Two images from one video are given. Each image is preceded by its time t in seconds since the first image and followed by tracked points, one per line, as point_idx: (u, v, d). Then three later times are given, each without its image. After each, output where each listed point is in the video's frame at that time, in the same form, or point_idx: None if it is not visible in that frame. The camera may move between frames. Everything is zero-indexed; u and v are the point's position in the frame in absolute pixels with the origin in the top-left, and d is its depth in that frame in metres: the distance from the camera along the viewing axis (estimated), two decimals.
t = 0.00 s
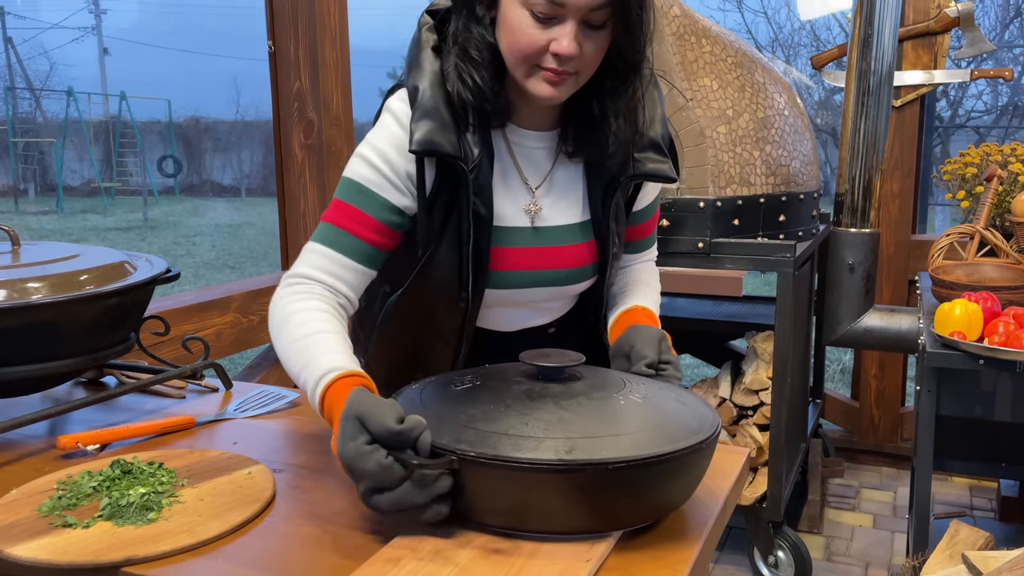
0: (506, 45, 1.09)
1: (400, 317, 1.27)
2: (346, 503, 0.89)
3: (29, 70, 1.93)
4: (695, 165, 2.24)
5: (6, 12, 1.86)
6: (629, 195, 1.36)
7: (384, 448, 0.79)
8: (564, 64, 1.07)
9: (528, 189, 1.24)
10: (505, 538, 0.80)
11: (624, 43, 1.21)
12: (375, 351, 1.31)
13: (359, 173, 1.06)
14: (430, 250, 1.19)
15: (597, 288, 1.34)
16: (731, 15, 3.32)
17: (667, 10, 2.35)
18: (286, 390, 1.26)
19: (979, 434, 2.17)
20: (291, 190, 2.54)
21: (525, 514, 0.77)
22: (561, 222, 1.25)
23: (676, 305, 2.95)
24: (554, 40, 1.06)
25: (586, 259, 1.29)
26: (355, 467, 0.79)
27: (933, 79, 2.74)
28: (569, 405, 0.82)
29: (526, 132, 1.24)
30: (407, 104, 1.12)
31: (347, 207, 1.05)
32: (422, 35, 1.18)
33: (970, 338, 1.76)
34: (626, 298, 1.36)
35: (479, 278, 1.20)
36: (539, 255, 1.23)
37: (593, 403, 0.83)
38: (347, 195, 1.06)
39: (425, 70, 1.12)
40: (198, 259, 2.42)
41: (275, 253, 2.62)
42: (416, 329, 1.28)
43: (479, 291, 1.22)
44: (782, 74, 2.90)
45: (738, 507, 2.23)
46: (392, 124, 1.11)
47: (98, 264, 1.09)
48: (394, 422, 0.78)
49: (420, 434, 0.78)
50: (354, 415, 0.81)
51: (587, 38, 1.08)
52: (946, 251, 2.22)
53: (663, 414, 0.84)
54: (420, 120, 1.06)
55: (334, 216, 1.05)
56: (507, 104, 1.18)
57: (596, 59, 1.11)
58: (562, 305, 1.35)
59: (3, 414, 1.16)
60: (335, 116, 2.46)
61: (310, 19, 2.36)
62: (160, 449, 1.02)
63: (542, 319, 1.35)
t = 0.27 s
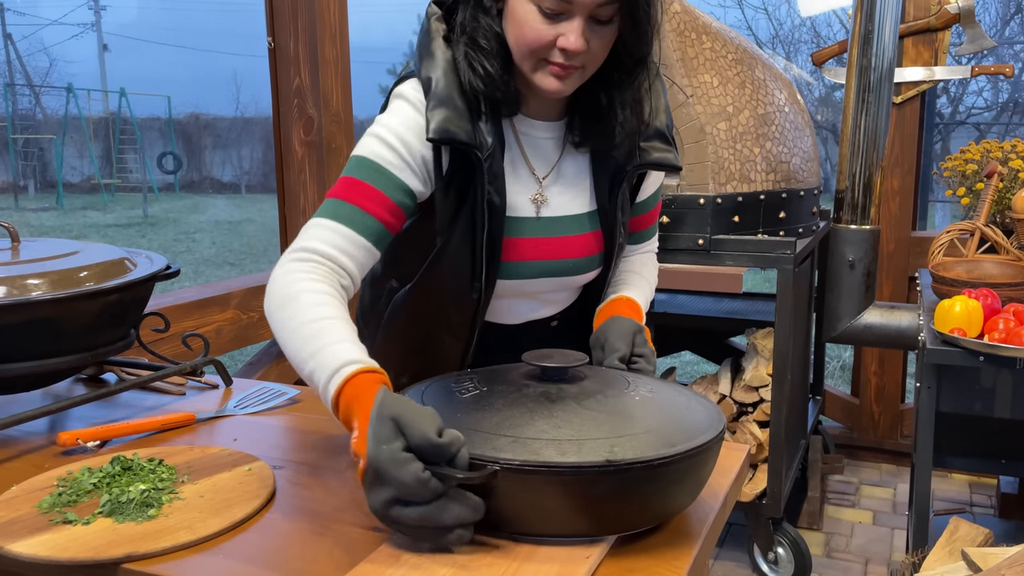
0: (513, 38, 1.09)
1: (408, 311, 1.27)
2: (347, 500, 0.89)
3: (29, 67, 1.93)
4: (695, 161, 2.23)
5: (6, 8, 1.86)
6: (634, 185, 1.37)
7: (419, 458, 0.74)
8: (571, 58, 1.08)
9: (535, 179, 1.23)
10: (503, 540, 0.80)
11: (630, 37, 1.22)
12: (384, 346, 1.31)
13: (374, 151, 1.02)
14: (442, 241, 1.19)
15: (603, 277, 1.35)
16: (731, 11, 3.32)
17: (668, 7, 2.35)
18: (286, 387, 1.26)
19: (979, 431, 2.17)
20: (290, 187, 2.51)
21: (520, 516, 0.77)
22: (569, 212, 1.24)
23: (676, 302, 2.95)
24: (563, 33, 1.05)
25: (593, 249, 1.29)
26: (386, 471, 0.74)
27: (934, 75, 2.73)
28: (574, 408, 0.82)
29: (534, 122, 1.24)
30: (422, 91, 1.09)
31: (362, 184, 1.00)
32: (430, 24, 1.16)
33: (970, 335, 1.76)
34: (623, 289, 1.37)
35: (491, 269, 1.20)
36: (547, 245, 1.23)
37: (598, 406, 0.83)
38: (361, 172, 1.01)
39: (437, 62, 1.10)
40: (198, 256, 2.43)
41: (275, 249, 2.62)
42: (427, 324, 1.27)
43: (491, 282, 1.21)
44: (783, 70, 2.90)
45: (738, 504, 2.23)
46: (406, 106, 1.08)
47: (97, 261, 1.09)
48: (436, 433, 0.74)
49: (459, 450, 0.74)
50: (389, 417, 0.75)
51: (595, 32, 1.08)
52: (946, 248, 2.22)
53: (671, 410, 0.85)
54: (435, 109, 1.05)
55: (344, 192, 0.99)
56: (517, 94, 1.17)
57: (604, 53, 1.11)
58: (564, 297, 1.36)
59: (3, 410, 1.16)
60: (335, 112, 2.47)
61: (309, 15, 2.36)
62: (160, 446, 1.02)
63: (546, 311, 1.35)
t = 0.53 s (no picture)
0: (529, 30, 1.09)
1: (414, 303, 1.28)
2: (347, 497, 0.89)
3: (28, 64, 1.93)
4: (696, 158, 2.23)
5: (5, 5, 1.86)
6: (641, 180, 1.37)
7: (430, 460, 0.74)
8: (585, 51, 1.07)
9: (545, 171, 1.23)
10: (504, 540, 0.80)
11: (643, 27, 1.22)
12: (392, 337, 1.33)
13: (387, 138, 1.01)
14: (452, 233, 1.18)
15: (609, 270, 1.36)
16: (731, 8, 3.31)
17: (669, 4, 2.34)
18: (286, 384, 1.26)
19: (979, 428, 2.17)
20: (290, 184, 2.50)
21: (515, 515, 0.77)
22: (578, 206, 1.24)
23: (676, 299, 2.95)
24: (578, 24, 1.05)
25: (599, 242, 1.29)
26: (397, 469, 0.73)
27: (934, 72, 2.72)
28: (580, 407, 0.82)
29: (544, 115, 1.23)
30: (435, 80, 1.09)
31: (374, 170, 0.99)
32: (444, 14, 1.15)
33: (970, 332, 1.76)
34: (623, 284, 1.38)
35: (501, 261, 1.19)
36: (555, 238, 1.23)
37: (601, 405, 0.82)
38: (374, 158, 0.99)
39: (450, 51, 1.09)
40: (197, 253, 2.41)
41: (275, 246, 2.62)
42: (433, 316, 1.28)
43: (501, 275, 1.20)
44: (783, 67, 2.89)
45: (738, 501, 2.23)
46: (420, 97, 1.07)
47: (97, 258, 1.09)
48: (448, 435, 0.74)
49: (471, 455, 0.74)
50: (403, 414, 0.75)
51: (610, 25, 1.08)
52: (946, 245, 2.22)
53: (673, 408, 0.85)
54: (450, 97, 1.04)
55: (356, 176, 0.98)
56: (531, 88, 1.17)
57: (617, 46, 1.11)
58: (568, 292, 1.35)
59: (3, 407, 1.16)
60: (334, 110, 2.45)
61: (309, 13, 2.35)
62: (160, 443, 1.02)
63: (550, 306, 1.35)
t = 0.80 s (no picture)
0: (534, 20, 1.09)
1: (415, 295, 1.28)
2: (347, 494, 0.89)
3: (27, 61, 1.93)
4: (696, 156, 2.23)
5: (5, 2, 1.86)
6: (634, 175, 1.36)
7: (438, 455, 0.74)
8: (593, 39, 1.08)
9: (543, 161, 1.23)
10: (504, 537, 0.80)
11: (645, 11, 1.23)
12: (394, 328, 1.33)
13: (394, 122, 1.01)
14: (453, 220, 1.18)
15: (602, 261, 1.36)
16: (732, 5, 3.31)
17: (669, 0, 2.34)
18: (286, 381, 1.26)
19: (978, 426, 2.17)
20: (289, 182, 2.50)
21: (514, 512, 0.76)
22: (575, 196, 1.24)
23: (676, 296, 2.95)
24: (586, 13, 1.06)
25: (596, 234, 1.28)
26: (405, 457, 0.72)
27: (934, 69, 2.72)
28: (574, 401, 0.82)
29: (543, 106, 1.23)
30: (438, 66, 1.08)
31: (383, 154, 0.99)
32: None
33: (970, 329, 1.76)
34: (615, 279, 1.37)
35: (501, 248, 1.19)
36: (553, 228, 1.23)
37: (593, 399, 0.82)
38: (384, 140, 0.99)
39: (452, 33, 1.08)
40: (197, 250, 2.43)
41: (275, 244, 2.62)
42: (433, 307, 1.28)
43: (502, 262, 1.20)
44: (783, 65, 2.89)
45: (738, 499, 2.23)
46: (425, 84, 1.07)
47: (96, 255, 1.08)
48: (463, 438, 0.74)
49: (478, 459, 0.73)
50: (421, 405, 0.75)
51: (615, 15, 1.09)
52: (946, 242, 2.22)
53: (662, 400, 0.86)
54: (452, 80, 1.03)
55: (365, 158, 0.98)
56: (530, 77, 1.15)
57: (622, 36, 1.12)
58: (563, 285, 1.37)
59: (3, 405, 1.16)
60: (334, 107, 2.45)
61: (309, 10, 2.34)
62: (160, 440, 1.02)
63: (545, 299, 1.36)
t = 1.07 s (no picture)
0: None
1: (420, 286, 1.29)
2: (347, 490, 0.89)
3: (26, 57, 1.93)
4: (695, 152, 2.23)
5: None
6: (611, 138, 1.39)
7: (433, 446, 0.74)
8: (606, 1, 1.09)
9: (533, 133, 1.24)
10: (504, 533, 0.80)
11: None
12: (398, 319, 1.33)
13: (393, 111, 1.00)
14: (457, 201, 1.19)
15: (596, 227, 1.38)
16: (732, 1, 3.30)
17: None
18: (285, 377, 1.26)
19: (978, 422, 2.18)
20: (289, 179, 2.49)
21: (514, 508, 0.77)
22: (566, 163, 1.26)
23: (676, 293, 2.95)
24: None
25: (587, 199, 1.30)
26: (405, 444, 0.72)
27: (935, 65, 2.72)
28: (574, 397, 0.82)
29: (527, 81, 1.24)
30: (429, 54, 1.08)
31: (385, 143, 0.97)
32: None
33: (970, 326, 1.76)
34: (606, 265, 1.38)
35: (509, 224, 1.20)
36: (551, 199, 1.24)
37: (591, 394, 0.83)
38: (385, 130, 0.98)
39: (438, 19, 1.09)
40: (197, 247, 2.47)
41: (275, 240, 2.62)
42: (438, 294, 1.28)
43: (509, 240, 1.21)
44: (784, 61, 2.89)
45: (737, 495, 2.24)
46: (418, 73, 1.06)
47: (96, 251, 1.08)
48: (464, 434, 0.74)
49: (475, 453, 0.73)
50: (424, 394, 0.75)
51: None
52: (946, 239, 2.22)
53: (661, 397, 0.86)
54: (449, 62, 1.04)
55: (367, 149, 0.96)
56: (520, 54, 1.17)
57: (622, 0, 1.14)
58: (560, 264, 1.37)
59: (3, 401, 1.16)
60: (334, 103, 2.43)
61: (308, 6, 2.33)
62: (160, 436, 1.02)
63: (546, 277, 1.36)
